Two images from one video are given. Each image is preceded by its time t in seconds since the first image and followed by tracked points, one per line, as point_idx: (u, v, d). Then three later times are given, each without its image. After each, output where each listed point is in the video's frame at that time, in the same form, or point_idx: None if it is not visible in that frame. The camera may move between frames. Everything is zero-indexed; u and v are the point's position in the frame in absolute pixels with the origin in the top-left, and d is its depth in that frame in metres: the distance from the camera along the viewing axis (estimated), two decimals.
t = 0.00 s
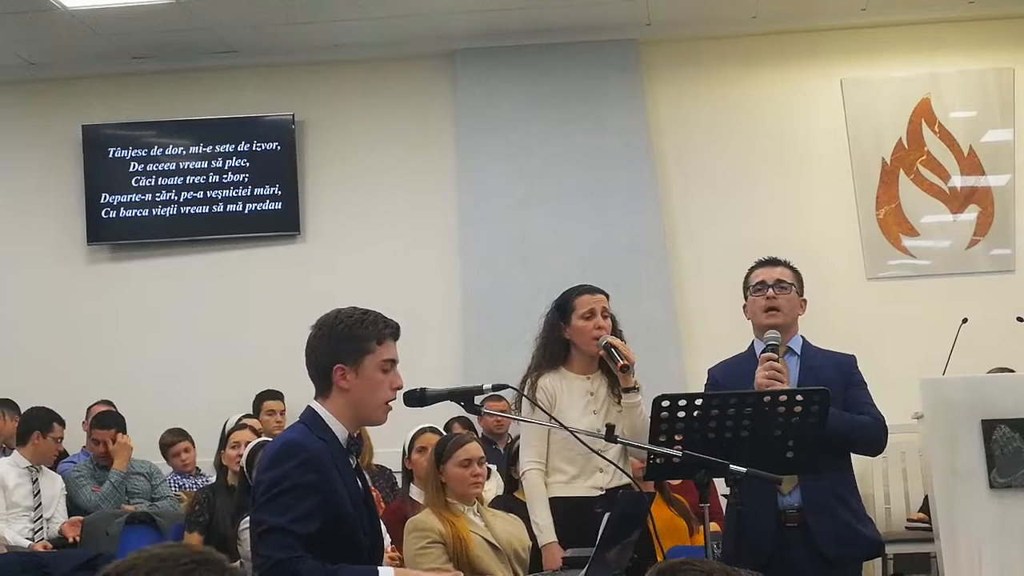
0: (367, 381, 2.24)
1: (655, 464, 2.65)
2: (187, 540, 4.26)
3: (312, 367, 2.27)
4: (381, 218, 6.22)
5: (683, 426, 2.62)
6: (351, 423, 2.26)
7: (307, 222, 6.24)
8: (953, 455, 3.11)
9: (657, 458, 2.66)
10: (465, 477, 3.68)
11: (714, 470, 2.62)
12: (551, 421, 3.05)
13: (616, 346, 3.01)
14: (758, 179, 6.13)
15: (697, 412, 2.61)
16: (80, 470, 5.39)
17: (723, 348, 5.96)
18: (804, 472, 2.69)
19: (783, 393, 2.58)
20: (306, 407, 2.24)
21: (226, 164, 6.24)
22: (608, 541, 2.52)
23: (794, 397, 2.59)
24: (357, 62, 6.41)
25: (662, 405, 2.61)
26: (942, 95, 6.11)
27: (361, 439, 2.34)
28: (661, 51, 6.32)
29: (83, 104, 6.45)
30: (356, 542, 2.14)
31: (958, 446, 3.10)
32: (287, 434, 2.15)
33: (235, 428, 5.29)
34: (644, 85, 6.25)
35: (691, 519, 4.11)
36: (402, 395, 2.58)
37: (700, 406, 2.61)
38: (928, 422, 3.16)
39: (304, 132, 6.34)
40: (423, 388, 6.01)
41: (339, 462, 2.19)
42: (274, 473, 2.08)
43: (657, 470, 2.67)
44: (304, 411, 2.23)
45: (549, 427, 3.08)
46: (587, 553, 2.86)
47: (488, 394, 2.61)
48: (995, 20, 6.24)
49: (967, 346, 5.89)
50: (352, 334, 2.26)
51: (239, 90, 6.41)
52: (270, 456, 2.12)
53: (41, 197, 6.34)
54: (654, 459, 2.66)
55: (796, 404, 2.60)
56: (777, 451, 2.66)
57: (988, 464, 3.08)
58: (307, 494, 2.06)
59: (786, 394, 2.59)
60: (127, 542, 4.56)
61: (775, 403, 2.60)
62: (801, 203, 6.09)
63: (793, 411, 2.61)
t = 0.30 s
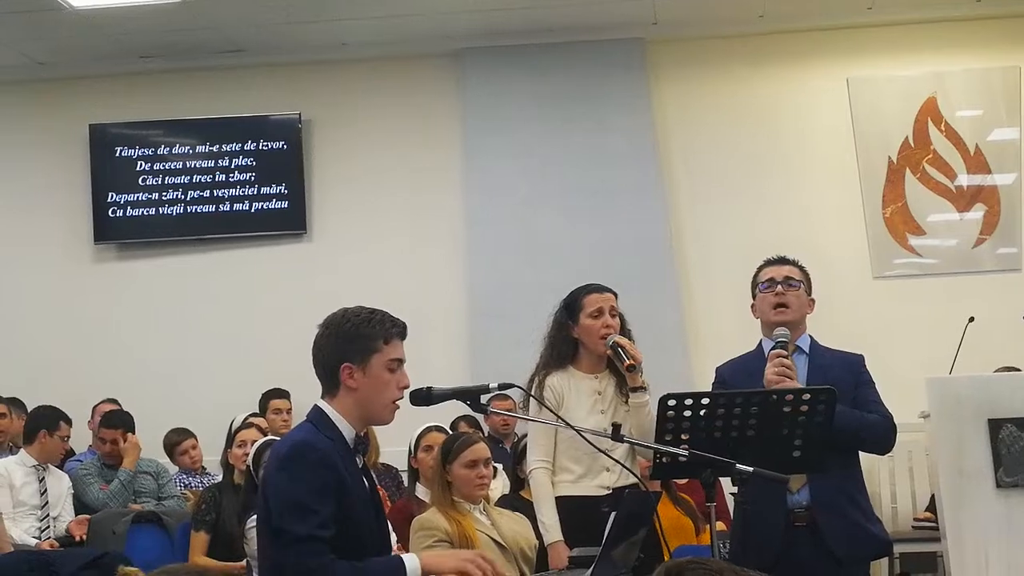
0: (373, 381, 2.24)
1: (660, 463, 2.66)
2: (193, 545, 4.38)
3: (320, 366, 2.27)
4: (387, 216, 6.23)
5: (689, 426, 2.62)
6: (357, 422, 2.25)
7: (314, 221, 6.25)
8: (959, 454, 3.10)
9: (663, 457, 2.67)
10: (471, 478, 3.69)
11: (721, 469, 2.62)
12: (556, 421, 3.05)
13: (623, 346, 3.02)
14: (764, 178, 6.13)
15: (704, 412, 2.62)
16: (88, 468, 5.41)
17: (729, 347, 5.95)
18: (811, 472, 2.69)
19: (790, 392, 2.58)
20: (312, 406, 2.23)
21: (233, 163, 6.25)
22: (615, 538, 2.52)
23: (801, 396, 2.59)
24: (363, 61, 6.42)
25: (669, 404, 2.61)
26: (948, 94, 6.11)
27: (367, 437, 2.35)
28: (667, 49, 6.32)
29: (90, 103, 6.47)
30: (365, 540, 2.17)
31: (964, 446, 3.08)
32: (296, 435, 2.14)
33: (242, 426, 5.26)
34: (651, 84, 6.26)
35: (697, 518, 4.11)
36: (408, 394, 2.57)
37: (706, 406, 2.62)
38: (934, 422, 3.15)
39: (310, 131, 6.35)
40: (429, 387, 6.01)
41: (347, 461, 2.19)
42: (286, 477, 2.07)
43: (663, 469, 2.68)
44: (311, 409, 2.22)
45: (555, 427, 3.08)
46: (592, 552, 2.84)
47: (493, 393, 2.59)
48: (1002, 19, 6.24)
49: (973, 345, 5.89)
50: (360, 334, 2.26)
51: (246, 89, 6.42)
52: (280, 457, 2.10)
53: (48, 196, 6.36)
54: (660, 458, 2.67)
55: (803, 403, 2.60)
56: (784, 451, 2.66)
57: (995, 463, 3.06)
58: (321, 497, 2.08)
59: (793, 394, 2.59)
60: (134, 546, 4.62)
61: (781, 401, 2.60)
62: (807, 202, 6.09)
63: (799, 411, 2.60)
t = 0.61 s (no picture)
0: (380, 384, 2.24)
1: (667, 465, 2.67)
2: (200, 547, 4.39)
3: (326, 368, 2.28)
4: (393, 218, 6.23)
5: (696, 427, 2.63)
6: (364, 425, 2.26)
7: (320, 223, 6.26)
8: (966, 457, 3.01)
9: (670, 459, 2.67)
10: (478, 479, 3.67)
11: (728, 471, 2.63)
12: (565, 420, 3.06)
13: (633, 344, 3.02)
14: (770, 179, 6.13)
15: (710, 413, 2.62)
16: (96, 470, 5.42)
17: (736, 348, 5.95)
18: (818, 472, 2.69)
19: (797, 393, 2.58)
20: (320, 409, 2.24)
21: (240, 165, 6.26)
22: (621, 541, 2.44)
23: (808, 397, 2.59)
24: (369, 63, 6.42)
25: (675, 406, 2.62)
26: (955, 95, 6.10)
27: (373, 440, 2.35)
28: (673, 50, 6.32)
29: (96, 106, 6.48)
30: (377, 543, 2.16)
31: (972, 448, 3.00)
32: (304, 438, 2.15)
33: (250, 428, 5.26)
34: (657, 85, 6.25)
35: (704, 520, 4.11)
36: (414, 397, 2.63)
37: (713, 407, 2.62)
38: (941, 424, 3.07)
39: (317, 134, 6.35)
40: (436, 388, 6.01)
41: (355, 465, 2.19)
42: (293, 480, 2.08)
43: (670, 470, 2.68)
44: (317, 412, 2.23)
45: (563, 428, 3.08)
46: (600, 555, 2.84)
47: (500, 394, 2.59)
48: (1008, 20, 6.23)
49: (980, 347, 5.87)
50: (366, 337, 2.26)
51: (253, 92, 6.43)
52: (288, 460, 2.12)
53: (55, 198, 6.37)
54: (667, 460, 2.67)
55: (810, 404, 2.60)
56: (790, 452, 2.66)
57: (1002, 465, 2.98)
58: (329, 502, 2.08)
59: (800, 395, 2.59)
60: (142, 547, 4.62)
61: (787, 402, 2.61)
62: (814, 203, 6.09)
63: (806, 412, 2.61)
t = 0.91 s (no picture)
0: (389, 385, 2.23)
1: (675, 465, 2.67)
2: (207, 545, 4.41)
3: (335, 369, 2.27)
4: (401, 218, 6.23)
5: (704, 428, 2.63)
6: (373, 425, 2.26)
7: (328, 223, 6.25)
8: (973, 457, 2.99)
9: (678, 459, 2.67)
10: (486, 479, 3.66)
11: (736, 471, 2.63)
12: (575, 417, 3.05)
13: (644, 343, 3.01)
14: (778, 180, 6.13)
15: (718, 414, 2.62)
16: (103, 470, 5.41)
17: (745, 349, 5.95)
18: (828, 472, 2.68)
19: (805, 394, 2.58)
20: (328, 409, 2.24)
21: (247, 165, 6.25)
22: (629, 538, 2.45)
23: (816, 397, 2.58)
24: (377, 63, 6.42)
25: (684, 407, 2.61)
26: (962, 96, 6.10)
27: (383, 439, 2.34)
28: (682, 52, 6.32)
29: (103, 106, 6.47)
30: (382, 543, 2.16)
31: (979, 448, 2.98)
32: (313, 438, 2.14)
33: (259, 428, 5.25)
34: (666, 86, 6.25)
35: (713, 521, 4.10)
36: (422, 397, 2.61)
37: (721, 407, 2.62)
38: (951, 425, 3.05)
39: (324, 134, 6.35)
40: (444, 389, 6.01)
41: (363, 463, 2.18)
42: (301, 479, 2.08)
43: (678, 470, 2.69)
44: (326, 413, 2.23)
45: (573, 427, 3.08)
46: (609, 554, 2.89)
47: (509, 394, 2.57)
48: (1016, 21, 6.23)
49: (988, 347, 5.88)
50: (374, 338, 2.25)
51: (260, 93, 6.43)
52: (297, 459, 2.11)
53: (62, 199, 6.37)
54: (676, 460, 2.68)
55: (817, 404, 2.60)
56: (799, 452, 2.65)
57: (1010, 466, 2.95)
58: (337, 501, 2.07)
59: (808, 395, 2.59)
60: (148, 548, 4.58)
61: (797, 403, 2.60)
62: (822, 204, 6.09)
63: (814, 411, 2.60)
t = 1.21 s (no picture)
0: (397, 386, 2.23)
1: (682, 467, 2.66)
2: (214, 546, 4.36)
3: (343, 371, 2.28)
4: (407, 219, 6.23)
5: (711, 430, 2.63)
6: (380, 427, 2.25)
7: (334, 225, 6.26)
8: (982, 461, 2.81)
9: (685, 461, 2.67)
10: (492, 481, 3.67)
11: (743, 473, 2.63)
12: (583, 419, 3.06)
13: (655, 349, 2.99)
14: (785, 180, 6.13)
15: (724, 415, 2.62)
16: (110, 471, 5.40)
17: (752, 350, 5.94)
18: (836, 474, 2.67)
19: (811, 395, 2.57)
20: (336, 411, 2.24)
21: (253, 167, 6.26)
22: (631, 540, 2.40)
23: (822, 399, 2.58)
24: (383, 64, 6.42)
25: (690, 408, 2.62)
26: (969, 96, 6.10)
27: (390, 440, 2.33)
28: (688, 52, 6.32)
29: (110, 109, 6.48)
30: (390, 543, 2.14)
31: (987, 452, 2.80)
32: (321, 439, 2.14)
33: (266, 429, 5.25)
34: (672, 87, 6.25)
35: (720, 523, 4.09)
36: (429, 398, 2.57)
37: (727, 409, 2.62)
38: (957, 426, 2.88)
39: (331, 136, 6.36)
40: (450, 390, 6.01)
41: (372, 466, 2.18)
42: (308, 481, 2.08)
43: (686, 473, 2.68)
44: (334, 414, 2.22)
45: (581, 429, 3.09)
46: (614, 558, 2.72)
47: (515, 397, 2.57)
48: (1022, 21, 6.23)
49: (995, 348, 5.87)
50: (382, 339, 2.26)
51: (267, 95, 6.44)
52: (304, 461, 2.11)
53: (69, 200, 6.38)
54: (682, 462, 2.68)
55: (824, 406, 2.59)
56: (806, 454, 2.65)
57: (1020, 468, 2.77)
58: (343, 498, 2.07)
59: (814, 396, 2.58)
60: (156, 550, 4.61)
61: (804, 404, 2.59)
62: (828, 205, 6.09)
63: (821, 413, 2.59)
